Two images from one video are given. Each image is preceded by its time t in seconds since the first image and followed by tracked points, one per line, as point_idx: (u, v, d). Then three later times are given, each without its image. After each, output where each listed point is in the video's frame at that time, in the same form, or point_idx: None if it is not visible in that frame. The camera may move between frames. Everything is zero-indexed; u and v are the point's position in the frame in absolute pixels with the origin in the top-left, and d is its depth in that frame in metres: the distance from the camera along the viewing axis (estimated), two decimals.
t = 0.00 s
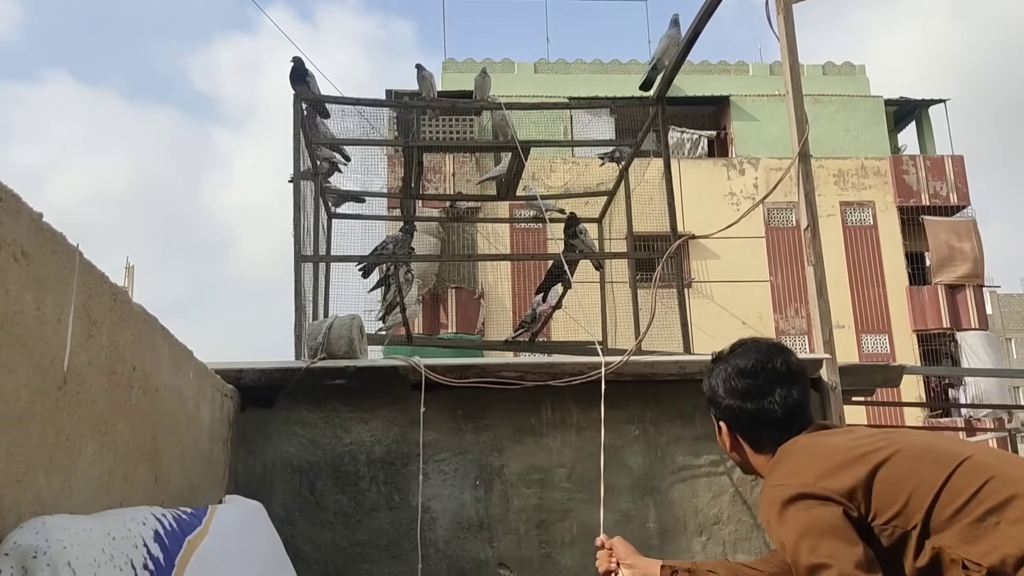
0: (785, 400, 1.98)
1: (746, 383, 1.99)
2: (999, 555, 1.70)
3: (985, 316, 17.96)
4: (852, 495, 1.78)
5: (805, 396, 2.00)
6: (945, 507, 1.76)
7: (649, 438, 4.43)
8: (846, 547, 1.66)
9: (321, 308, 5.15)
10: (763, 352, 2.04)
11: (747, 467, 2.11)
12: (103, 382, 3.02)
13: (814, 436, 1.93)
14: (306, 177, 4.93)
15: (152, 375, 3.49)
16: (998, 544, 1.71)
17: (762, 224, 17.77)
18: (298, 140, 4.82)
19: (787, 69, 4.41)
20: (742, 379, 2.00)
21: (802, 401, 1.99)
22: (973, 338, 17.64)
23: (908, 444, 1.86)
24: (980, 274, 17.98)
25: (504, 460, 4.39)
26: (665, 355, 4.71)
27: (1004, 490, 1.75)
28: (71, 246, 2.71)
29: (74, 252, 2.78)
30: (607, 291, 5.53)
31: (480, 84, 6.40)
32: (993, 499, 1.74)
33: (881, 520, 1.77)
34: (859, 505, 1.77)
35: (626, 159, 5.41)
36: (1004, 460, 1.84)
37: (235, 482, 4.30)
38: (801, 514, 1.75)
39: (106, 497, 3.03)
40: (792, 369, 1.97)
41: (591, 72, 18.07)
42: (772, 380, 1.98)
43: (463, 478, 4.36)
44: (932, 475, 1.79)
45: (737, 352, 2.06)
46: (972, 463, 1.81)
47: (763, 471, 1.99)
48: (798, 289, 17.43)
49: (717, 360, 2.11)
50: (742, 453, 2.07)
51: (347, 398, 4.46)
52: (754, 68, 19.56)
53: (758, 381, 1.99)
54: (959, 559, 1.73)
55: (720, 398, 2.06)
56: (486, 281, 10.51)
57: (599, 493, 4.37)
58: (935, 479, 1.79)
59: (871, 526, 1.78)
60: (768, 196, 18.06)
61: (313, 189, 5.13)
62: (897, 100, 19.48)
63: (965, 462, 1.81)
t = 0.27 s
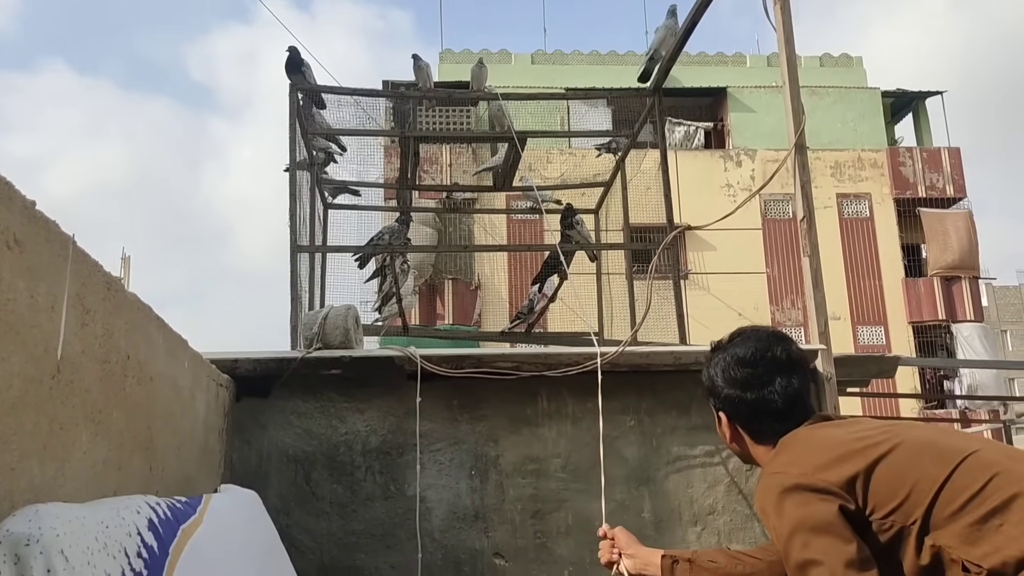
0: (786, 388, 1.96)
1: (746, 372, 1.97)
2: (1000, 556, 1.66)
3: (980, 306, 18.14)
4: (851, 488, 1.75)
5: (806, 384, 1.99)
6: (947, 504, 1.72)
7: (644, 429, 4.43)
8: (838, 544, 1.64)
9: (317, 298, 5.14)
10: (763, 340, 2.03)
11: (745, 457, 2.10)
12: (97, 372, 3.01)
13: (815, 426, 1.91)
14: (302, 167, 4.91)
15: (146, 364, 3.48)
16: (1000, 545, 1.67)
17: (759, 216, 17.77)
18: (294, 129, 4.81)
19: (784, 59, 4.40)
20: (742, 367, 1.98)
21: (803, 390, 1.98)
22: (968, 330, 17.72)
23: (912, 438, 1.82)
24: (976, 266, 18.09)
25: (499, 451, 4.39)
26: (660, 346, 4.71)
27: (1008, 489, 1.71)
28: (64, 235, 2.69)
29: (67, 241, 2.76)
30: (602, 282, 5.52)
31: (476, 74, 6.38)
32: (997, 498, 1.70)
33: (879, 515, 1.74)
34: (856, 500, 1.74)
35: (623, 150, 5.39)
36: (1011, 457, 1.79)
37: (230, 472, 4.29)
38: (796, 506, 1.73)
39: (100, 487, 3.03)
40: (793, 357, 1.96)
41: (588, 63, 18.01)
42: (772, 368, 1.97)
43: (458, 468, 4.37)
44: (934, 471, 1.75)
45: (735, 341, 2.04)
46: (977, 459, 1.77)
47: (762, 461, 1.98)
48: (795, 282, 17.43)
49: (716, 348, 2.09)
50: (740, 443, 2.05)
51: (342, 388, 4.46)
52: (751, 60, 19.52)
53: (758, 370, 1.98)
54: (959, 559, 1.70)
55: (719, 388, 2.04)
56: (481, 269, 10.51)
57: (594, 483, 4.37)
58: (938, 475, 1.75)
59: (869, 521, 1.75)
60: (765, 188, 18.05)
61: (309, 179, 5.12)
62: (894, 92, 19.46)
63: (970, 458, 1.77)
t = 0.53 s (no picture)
0: (770, 366, 1.95)
1: (731, 354, 1.95)
2: (990, 534, 1.65)
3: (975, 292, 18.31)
4: (843, 466, 1.71)
5: (790, 360, 1.97)
6: (938, 481, 1.71)
7: (639, 414, 4.45)
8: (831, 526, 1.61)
9: (312, 283, 5.14)
10: (744, 319, 2.01)
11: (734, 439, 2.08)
12: (91, 354, 3.01)
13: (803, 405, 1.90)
14: (297, 153, 4.90)
15: (142, 348, 3.48)
16: (990, 523, 1.66)
17: (755, 204, 17.78)
18: (289, 114, 4.79)
19: (781, 45, 4.39)
20: (723, 348, 1.96)
21: (788, 367, 1.96)
22: (963, 317, 17.91)
23: (904, 414, 1.80)
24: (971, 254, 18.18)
25: (494, 435, 4.40)
26: (656, 331, 4.72)
27: (999, 465, 1.70)
28: (57, 218, 2.68)
29: (61, 224, 2.76)
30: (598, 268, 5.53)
31: (472, 59, 6.36)
32: (988, 475, 1.69)
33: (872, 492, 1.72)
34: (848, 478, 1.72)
35: (619, 136, 5.38)
36: (1000, 431, 1.78)
37: (225, 456, 4.30)
38: (787, 485, 1.68)
39: (96, 469, 3.03)
40: (775, 335, 1.95)
41: (585, 48, 17.96)
42: (755, 348, 1.95)
43: (454, 453, 4.38)
44: (926, 448, 1.73)
45: (716, 323, 2.02)
46: (968, 435, 1.76)
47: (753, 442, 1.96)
48: (789, 270, 17.47)
49: (696, 332, 2.07)
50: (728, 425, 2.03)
51: (338, 373, 4.46)
52: (748, 47, 19.46)
53: (741, 351, 1.96)
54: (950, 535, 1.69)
55: (703, 372, 2.02)
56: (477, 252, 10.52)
57: (589, 468, 4.39)
58: (930, 452, 1.73)
59: (862, 498, 1.73)
60: (762, 176, 18.04)
61: (305, 164, 5.10)
62: (891, 80, 19.44)
63: (960, 435, 1.76)
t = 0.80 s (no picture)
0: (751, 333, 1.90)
1: (716, 319, 1.88)
2: (974, 509, 1.65)
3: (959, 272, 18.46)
4: (826, 437, 1.71)
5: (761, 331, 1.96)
6: (922, 455, 1.71)
7: (625, 386, 4.47)
8: (814, 494, 1.59)
9: (299, 255, 5.13)
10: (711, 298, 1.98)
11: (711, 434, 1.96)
12: (76, 323, 2.99)
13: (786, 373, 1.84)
14: (283, 124, 4.86)
15: (127, 318, 3.47)
16: (974, 498, 1.66)
17: (742, 179, 17.81)
18: (275, 84, 4.75)
19: (771, 17, 4.38)
20: (698, 326, 1.89)
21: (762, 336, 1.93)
22: (946, 292, 18.04)
23: (890, 390, 1.79)
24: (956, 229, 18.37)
25: (481, 407, 4.42)
26: (642, 304, 4.74)
27: (983, 441, 1.70)
28: (40, 185, 2.64)
29: (45, 192, 2.72)
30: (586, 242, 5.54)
31: (461, 31, 6.32)
32: (971, 450, 1.69)
33: (854, 464, 1.72)
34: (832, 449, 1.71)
35: (607, 109, 5.37)
36: (984, 409, 1.78)
37: (212, 427, 4.30)
38: (771, 454, 1.66)
39: (82, 439, 3.03)
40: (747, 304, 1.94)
41: (573, 20, 17.85)
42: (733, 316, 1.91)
43: (441, 424, 4.40)
44: (909, 423, 1.73)
45: (688, 301, 1.96)
46: (952, 411, 1.76)
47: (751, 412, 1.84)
48: (775, 244, 17.56)
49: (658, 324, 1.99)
50: (707, 415, 1.91)
51: (324, 344, 4.45)
52: (737, 20, 19.40)
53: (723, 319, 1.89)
54: (933, 510, 1.69)
55: (689, 344, 1.89)
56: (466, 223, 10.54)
57: (575, 439, 4.41)
58: (913, 427, 1.73)
59: (845, 470, 1.73)
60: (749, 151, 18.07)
61: (291, 135, 5.07)
62: (880, 54, 19.45)
63: (945, 410, 1.75)
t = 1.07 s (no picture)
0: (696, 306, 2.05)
1: (674, 287, 2.01)
2: (945, 485, 1.63)
3: (925, 232, 18.67)
4: (798, 400, 1.71)
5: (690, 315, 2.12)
6: (896, 427, 1.70)
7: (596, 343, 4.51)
8: (781, 454, 1.60)
9: (268, 210, 5.09)
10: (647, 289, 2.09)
11: (688, 407, 1.93)
12: (41, 273, 2.92)
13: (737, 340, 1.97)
14: (252, 78, 4.77)
15: (93, 269, 3.40)
16: (945, 473, 1.64)
17: (714, 140, 17.91)
18: (243, 37, 4.66)
19: None
20: (670, 292, 1.99)
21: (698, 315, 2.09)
22: (912, 254, 18.25)
23: (868, 364, 1.79)
24: (922, 191, 18.59)
25: (453, 363, 4.43)
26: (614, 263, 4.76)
27: (958, 418, 1.68)
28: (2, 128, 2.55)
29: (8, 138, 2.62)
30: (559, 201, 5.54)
31: None
32: (946, 426, 1.67)
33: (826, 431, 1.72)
34: (804, 414, 1.72)
35: (581, 67, 5.35)
36: (965, 390, 1.75)
37: (181, 381, 4.27)
38: (741, 412, 1.68)
39: (48, 390, 2.98)
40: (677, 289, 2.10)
41: None
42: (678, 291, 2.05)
43: (412, 380, 4.41)
44: (884, 395, 1.72)
45: (637, 287, 2.04)
46: (929, 388, 1.74)
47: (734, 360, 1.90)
48: (745, 204, 17.72)
49: (621, 303, 2.00)
50: (698, 375, 1.92)
51: (295, 300, 4.42)
52: None
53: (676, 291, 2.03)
54: (902, 482, 1.68)
55: (666, 307, 1.95)
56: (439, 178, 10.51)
57: (546, 395, 4.45)
58: (888, 399, 1.72)
59: (816, 436, 1.73)
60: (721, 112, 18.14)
61: (260, 89, 5.00)
62: (853, 16, 19.53)
63: (922, 384, 1.74)
